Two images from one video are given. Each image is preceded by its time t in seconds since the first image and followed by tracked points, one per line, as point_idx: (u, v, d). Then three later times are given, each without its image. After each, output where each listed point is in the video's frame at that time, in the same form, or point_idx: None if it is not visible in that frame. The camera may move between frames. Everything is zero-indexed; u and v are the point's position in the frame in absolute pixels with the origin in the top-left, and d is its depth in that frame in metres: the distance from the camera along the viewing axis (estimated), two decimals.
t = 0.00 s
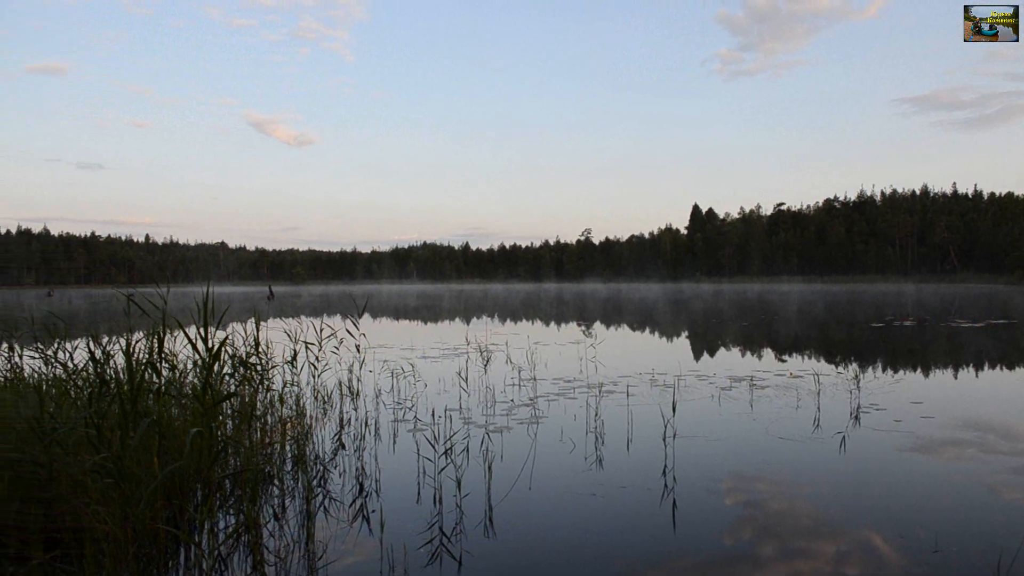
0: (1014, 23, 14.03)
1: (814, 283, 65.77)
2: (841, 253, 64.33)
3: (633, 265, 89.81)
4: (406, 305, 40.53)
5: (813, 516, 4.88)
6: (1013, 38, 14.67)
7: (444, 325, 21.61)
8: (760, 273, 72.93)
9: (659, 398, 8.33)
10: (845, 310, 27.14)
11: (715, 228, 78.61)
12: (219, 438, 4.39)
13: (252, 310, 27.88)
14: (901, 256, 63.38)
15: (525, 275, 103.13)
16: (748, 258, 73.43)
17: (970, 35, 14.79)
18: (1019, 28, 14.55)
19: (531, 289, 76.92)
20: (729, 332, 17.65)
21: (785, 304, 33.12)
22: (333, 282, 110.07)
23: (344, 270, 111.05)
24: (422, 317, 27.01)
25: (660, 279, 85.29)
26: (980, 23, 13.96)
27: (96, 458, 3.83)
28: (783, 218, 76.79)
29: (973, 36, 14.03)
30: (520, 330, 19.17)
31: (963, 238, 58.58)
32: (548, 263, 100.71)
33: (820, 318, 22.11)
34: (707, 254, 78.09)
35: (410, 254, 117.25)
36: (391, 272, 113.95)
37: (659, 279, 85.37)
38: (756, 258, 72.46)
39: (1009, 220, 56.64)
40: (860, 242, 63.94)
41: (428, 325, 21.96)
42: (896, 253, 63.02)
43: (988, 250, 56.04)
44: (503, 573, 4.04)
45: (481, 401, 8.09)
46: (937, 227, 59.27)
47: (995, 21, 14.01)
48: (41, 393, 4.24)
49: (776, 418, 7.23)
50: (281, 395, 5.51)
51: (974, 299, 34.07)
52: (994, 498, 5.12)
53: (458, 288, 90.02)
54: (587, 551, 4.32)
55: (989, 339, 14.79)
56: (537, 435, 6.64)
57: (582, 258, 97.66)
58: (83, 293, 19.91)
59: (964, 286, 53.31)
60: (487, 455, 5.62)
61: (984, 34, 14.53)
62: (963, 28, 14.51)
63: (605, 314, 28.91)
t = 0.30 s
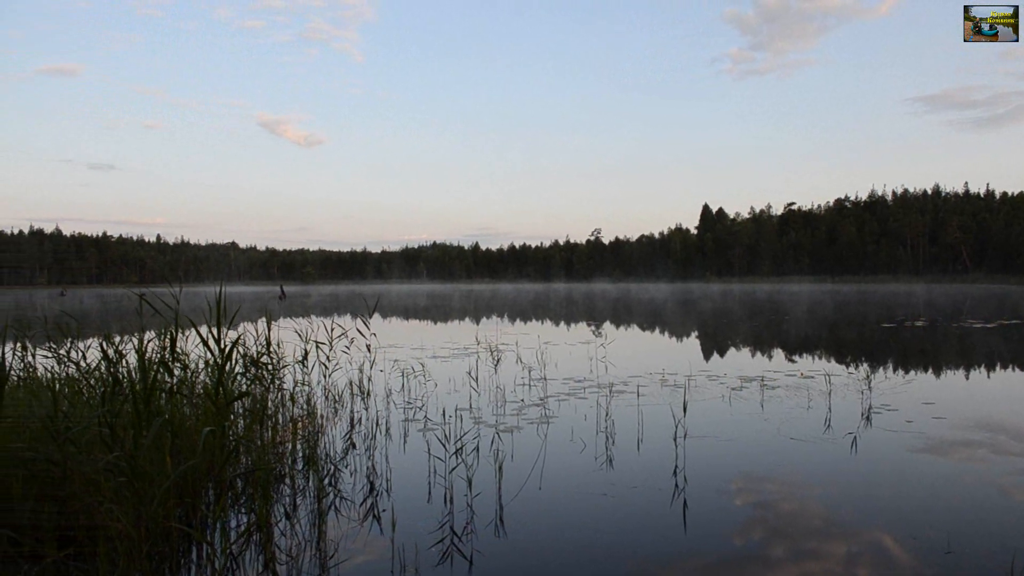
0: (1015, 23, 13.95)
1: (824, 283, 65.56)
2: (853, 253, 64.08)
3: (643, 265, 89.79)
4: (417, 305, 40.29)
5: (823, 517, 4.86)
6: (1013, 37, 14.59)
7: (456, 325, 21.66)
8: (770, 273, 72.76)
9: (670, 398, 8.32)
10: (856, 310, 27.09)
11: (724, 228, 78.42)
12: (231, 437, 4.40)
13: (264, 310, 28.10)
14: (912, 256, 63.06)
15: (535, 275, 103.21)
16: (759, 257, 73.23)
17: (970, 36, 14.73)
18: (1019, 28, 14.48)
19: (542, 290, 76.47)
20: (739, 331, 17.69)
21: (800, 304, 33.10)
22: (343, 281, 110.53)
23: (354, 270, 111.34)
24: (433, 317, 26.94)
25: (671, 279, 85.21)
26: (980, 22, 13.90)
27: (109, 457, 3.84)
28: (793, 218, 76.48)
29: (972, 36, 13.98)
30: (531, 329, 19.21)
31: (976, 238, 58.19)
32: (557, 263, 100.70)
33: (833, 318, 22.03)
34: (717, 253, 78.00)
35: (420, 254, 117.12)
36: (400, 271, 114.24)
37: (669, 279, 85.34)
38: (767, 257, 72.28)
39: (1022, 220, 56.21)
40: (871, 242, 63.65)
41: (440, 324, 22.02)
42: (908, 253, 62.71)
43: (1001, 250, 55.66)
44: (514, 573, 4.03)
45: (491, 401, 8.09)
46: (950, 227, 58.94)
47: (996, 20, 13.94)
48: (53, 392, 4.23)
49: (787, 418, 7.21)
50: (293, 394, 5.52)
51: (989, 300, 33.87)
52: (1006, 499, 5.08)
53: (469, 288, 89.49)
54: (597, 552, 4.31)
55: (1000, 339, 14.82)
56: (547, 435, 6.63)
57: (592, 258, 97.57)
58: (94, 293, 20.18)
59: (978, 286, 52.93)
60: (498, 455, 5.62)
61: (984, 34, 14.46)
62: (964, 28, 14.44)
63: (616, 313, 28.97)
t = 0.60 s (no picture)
0: (1017, 23, 13.86)
1: (841, 283, 65.21)
2: (870, 253, 63.54)
3: (658, 265, 89.59)
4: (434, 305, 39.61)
5: (840, 518, 4.83)
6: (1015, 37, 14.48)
7: (472, 324, 21.70)
8: (787, 273, 72.43)
9: (687, 398, 8.29)
10: (874, 310, 26.89)
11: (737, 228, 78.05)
12: (251, 435, 4.42)
13: (281, 309, 28.10)
14: (931, 255, 62.49)
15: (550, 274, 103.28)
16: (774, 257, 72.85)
17: (971, 36, 14.64)
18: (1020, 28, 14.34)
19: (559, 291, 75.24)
20: (756, 331, 17.59)
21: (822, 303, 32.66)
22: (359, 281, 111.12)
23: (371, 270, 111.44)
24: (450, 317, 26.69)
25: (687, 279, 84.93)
26: (980, 22, 13.82)
27: (129, 455, 3.86)
28: (810, 217, 75.91)
29: (972, 36, 13.90)
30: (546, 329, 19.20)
31: (995, 237, 57.52)
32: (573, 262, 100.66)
33: (853, 319, 21.81)
34: (732, 253, 77.66)
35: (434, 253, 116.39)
36: (416, 270, 114.38)
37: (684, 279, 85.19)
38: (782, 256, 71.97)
39: None
40: (889, 242, 63.18)
41: (458, 324, 22.04)
42: (925, 253, 62.18)
43: (1020, 250, 54.99)
44: (532, 573, 4.02)
45: (508, 401, 8.10)
46: (969, 226, 58.32)
47: (996, 20, 13.85)
48: (74, 390, 4.26)
49: (805, 419, 7.17)
50: (310, 393, 5.54)
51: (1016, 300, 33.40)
52: None
53: (484, 288, 86.87)
54: (614, 551, 4.31)
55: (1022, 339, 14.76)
56: (564, 434, 6.63)
57: (607, 258, 97.13)
58: (114, 291, 20.65)
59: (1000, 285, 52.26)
60: (515, 454, 5.62)
61: (984, 34, 14.37)
62: (963, 28, 14.37)
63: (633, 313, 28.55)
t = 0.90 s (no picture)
0: (1016, 23, 13.80)
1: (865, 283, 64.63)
2: (896, 253, 63.25)
3: (681, 264, 89.47)
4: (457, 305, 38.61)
5: (864, 519, 4.78)
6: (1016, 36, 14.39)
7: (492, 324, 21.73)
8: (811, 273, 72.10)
9: (710, 398, 8.23)
10: (899, 309, 26.33)
11: (759, 228, 77.52)
12: (276, 433, 4.44)
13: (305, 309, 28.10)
14: (956, 254, 61.63)
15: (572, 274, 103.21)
16: (799, 257, 72.42)
17: (970, 36, 14.57)
18: (1020, 28, 14.13)
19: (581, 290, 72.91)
20: (780, 331, 17.33)
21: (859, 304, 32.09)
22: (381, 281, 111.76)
23: (392, 269, 112.38)
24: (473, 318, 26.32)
25: (710, 276, 84.59)
26: (979, 23, 13.77)
27: (157, 454, 3.90)
28: (836, 215, 75.03)
29: (970, 36, 13.86)
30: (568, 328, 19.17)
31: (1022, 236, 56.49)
32: (595, 260, 100.46)
33: (880, 318, 21.42)
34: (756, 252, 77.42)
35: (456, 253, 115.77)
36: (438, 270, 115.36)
37: (706, 279, 84.78)
38: (807, 255, 71.61)
39: None
40: (914, 241, 62.59)
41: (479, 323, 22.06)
42: (951, 251, 61.26)
43: None
44: (556, 573, 4.01)
45: (530, 400, 8.08)
46: (995, 224, 57.34)
47: (995, 20, 13.78)
48: (102, 389, 4.30)
49: (830, 419, 7.09)
50: (334, 392, 5.56)
51: None
52: None
53: (504, 288, 83.59)
54: (637, 551, 4.29)
55: None
56: (586, 434, 6.60)
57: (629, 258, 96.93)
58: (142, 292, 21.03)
59: None
60: (538, 454, 5.60)
61: (983, 34, 14.29)
62: (961, 30, 14.24)
63: (659, 313, 27.66)
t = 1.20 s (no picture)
0: (1016, 23, 13.80)
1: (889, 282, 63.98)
2: (922, 253, 62.68)
3: (704, 264, 89.06)
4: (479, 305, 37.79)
5: (890, 521, 4.71)
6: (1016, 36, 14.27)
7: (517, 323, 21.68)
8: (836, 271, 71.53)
9: (736, 398, 8.17)
10: (922, 309, 25.75)
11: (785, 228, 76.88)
12: (302, 432, 4.46)
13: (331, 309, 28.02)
14: (983, 252, 60.72)
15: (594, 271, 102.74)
16: (823, 255, 71.83)
17: (970, 37, 14.47)
18: (1021, 29, 14.01)
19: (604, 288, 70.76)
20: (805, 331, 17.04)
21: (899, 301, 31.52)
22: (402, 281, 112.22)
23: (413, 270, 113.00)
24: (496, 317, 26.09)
25: (732, 275, 83.99)
26: (978, 23, 13.74)
27: (185, 452, 3.93)
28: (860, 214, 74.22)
29: (969, 36, 13.79)
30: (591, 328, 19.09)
31: None
32: (617, 259, 99.97)
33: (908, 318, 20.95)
34: (780, 249, 76.68)
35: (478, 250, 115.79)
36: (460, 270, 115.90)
37: (728, 278, 84.25)
38: (831, 252, 70.93)
39: None
40: (941, 240, 61.87)
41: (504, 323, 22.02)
42: (977, 249, 60.33)
43: None
44: (582, 573, 3.99)
45: (554, 400, 8.06)
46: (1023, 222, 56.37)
47: (994, 20, 13.69)
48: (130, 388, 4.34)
49: (856, 420, 7.01)
50: (359, 392, 5.59)
51: None
52: None
53: (524, 288, 80.46)
54: (661, 552, 4.26)
55: None
56: (611, 434, 6.57)
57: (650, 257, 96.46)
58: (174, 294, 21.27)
59: None
60: (562, 453, 5.58)
61: (983, 35, 14.18)
62: (962, 30, 14.21)
63: (677, 313, 27.05)
